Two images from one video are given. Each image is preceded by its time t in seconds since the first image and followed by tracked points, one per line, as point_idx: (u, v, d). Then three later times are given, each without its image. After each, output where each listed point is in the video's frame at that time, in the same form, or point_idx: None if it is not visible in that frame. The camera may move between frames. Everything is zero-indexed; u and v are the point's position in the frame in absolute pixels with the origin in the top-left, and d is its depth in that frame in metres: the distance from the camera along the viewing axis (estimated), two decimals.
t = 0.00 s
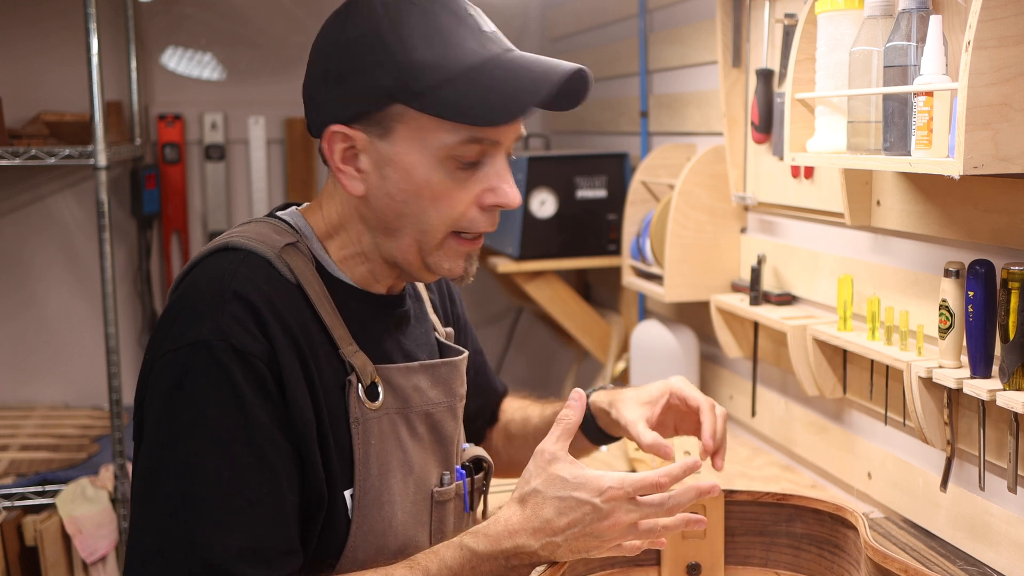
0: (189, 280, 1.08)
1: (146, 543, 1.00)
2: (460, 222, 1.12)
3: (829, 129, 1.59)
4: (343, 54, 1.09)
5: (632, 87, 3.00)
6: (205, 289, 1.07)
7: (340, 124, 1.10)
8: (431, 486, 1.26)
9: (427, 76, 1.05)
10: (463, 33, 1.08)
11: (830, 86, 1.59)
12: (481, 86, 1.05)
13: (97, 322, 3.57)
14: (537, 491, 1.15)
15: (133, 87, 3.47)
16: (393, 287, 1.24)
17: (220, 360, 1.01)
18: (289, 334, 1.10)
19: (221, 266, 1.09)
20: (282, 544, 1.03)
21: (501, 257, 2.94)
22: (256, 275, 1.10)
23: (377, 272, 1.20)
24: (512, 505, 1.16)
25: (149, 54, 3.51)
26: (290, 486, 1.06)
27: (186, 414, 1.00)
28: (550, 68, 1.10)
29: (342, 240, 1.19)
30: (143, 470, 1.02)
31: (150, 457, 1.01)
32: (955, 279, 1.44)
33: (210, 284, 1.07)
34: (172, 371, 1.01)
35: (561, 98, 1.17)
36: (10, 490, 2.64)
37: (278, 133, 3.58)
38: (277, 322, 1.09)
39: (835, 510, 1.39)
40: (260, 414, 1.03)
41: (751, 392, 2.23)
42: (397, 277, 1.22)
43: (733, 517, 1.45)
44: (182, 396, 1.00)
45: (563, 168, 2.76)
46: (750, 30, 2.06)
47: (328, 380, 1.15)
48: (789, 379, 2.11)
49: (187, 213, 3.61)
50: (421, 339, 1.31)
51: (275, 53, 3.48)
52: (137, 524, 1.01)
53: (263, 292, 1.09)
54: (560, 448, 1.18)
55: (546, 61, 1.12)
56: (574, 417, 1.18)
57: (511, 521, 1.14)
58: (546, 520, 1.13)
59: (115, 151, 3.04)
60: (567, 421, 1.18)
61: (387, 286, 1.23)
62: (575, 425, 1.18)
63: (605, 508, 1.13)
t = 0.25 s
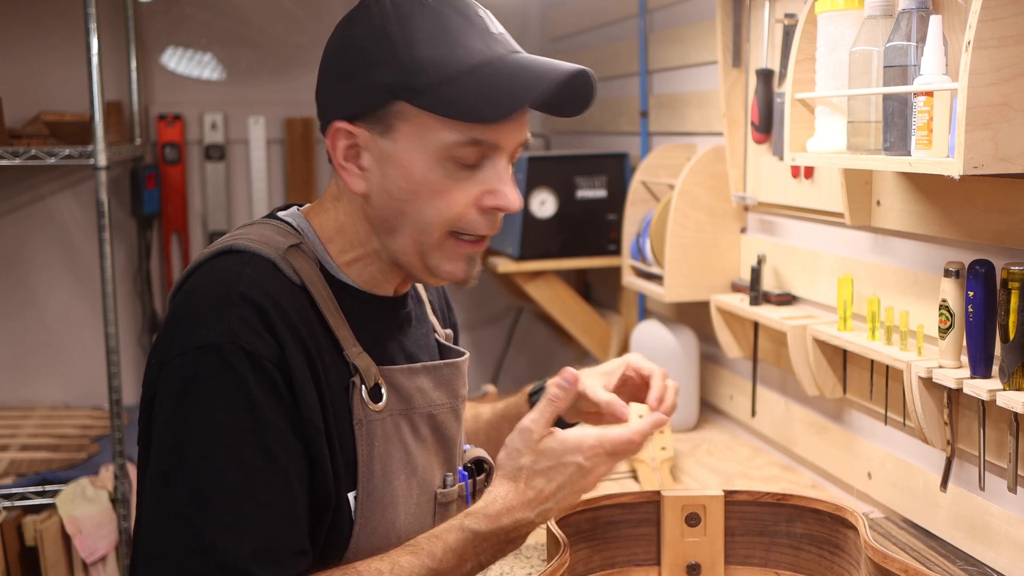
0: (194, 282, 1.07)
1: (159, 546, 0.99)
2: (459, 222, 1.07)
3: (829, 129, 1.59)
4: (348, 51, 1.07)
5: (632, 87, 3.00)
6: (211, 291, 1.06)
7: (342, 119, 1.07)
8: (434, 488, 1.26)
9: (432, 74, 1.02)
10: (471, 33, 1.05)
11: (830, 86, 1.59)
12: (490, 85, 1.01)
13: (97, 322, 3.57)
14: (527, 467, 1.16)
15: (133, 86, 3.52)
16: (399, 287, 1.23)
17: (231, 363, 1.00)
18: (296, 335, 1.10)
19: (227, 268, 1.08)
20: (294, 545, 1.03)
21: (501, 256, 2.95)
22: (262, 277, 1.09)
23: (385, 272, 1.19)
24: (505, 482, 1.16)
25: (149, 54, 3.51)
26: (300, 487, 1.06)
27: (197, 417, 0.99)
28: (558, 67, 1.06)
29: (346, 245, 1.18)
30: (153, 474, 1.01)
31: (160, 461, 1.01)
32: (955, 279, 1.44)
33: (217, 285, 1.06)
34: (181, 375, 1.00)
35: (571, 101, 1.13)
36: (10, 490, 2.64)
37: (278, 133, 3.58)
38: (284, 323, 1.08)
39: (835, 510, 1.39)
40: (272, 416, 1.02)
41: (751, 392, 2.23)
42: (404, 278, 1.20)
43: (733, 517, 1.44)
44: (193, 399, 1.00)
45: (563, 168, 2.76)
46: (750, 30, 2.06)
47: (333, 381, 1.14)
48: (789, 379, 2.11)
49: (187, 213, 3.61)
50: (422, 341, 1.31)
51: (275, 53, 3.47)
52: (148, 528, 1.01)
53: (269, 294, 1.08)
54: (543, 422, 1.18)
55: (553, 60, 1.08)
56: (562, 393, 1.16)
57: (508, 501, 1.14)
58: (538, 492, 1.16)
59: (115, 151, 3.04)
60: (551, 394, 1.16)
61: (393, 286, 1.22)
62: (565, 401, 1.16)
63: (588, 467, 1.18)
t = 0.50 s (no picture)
0: (191, 284, 1.08)
1: (153, 548, 0.99)
2: (385, 198, 1.13)
3: (829, 129, 1.59)
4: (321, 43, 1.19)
5: (632, 87, 3.00)
6: (207, 293, 1.06)
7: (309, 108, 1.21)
8: (435, 488, 1.26)
9: (351, 44, 1.11)
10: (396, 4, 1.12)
11: (830, 86, 1.59)
12: (390, 49, 1.08)
13: (97, 322, 3.57)
14: (553, 519, 1.15)
15: (133, 87, 3.47)
16: (393, 288, 1.26)
17: (225, 364, 1.01)
18: (291, 337, 1.10)
19: (223, 271, 1.08)
20: (289, 546, 1.03)
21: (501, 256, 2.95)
22: (259, 279, 1.10)
23: (370, 269, 1.22)
24: (519, 518, 1.17)
25: (149, 54, 3.51)
26: (295, 489, 1.06)
27: (191, 418, 0.99)
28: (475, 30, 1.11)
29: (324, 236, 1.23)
30: (147, 475, 1.01)
31: (155, 462, 1.01)
32: (955, 279, 1.44)
33: (213, 287, 1.06)
34: (175, 376, 1.01)
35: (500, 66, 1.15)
36: (10, 490, 2.64)
37: (278, 133, 3.60)
38: (280, 325, 1.09)
39: (834, 510, 1.39)
40: (266, 417, 1.03)
41: (752, 391, 2.23)
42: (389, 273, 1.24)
43: (733, 517, 1.44)
44: (188, 400, 1.00)
45: (563, 168, 2.76)
46: (750, 30, 2.06)
47: (330, 382, 1.15)
48: (789, 379, 2.12)
49: (187, 213, 3.62)
50: (423, 341, 1.32)
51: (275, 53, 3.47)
52: (142, 529, 1.00)
53: (265, 296, 1.09)
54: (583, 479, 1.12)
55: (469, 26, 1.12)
56: (615, 474, 1.08)
57: (521, 540, 1.15)
58: (555, 541, 1.16)
59: (115, 151, 3.04)
60: (605, 468, 1.08)
61: (386, 286, 1.25)
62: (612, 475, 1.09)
63: (616, 535, 1.16)
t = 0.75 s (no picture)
0: (183, 285, 1.07)
1: (147, 549, 0.99)
2: (385, 198, 1.13)
3: (829, 129, 1.59)
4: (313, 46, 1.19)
5: (632, 87, 3.00)
6: (201, 294, 1.06)
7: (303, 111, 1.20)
8: (430, 486, 1.26)
9: (345, 45, 1.11)
10: (389, 4, 1.12)
11: (830, 86, 1.59)
12: (387, 49, 1.08)
13: (97, 322, 3.57)
14: (552, 521, 1.14)
15: (133, 88, 3.45)
16: (386, 287, 1.26)
17: (218, 365, 1.00)
18: (285, 338, 1.10)
19: (217, 272, 1.08)
20: (283, 546, 1.03)
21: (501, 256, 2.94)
22: (251, 280, 1.10)
23: (365, 271, 1.22)
24: (518, 518, 1.17)
25: (149, 54, 3.51)
26: (289, 489, 1.06)
27: (185, 419, 0.99)
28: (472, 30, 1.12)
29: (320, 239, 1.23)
30: (141, 476, 1.01)
31: (148, 463, 1.00)
32: (955, 279, 1.44)
33: (206, 288, 1.06)
34: (168, 378, 1.00)
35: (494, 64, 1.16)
36: (10, 490, 2.64)
37: (278, 133, 3.60)
38: (274, 326, 1.09)
39: (834, 509, 1.39)
40: (259, 418, 1.03)
41: (752, 392, 2.23)
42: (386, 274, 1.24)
43: (733, 517, 1.44)
44: (181, 402, 1.00)
45: (563, 168, 2.76)
46: (750, 30, 2.06)
47: (324, 382, 1.15)
48: (789, 379, 2.11)
49: (187, 213, 3.62)
50: (416, 340, 1.33)
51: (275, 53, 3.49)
52: (136, 530, 1.00)
53: (258, 296, 1.09)
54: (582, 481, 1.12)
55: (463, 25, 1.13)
56: (615, 477, 1.07)
57: (520, 542, 1.15)
58: (554, 543, 1.16)
59: (115, 151, 3.04)
60: (604, 470, 1.07)
61: (379, 286, 1.25)
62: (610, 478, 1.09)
63: (616, 537, 1.15)
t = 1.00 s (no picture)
0: (188, 285, 1.07)
1: (149, 548, 0.99)
2: (388, 201, 1.13)
3: (829, 129, 1.59)
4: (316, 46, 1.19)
5: (632, 87, 3.00)
6: (204, 294, 1.06)
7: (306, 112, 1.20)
8: (433, 486, 1.26)
9: (348, 48, 1.11)
10: (393, 7, 1.12)
11: (830, 86, 1.59)
12: (391, 52, 1.08)
13: (97, 322, 3.57)
14: (552, 520, 1.15)
15: (133, 87, 3.46)
16: (390, 288, 1.26)
17: (222, 366, 1.00)
18: (289, 338, 1.10)
19: (220, 272, 1.08)
20: (285, 546, 1.03)
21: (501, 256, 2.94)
22: (255, 280, 1.10)
23: (369, 271, 1.23)
24: (519, 518, 1.17)
25: (149, 54, 3.51)
26: (292, 489, 1.06)
27: (188, 419, 0.99)
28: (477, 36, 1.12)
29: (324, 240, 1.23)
30: (144, 475, 1.01)
31: (152, 462, 1.01)
32: (955, 279, 1.44)
33: (210, 288, 1.06)
34: (172, 378, 1.00)
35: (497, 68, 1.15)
36: (10, 490, 2.64)
37: (278, 133, 3.61)
38: (277, 326, 1.08)
39: (834, 509, 1.39)
40: (263, 418, 1.03)
41: (751, 392, 2.24)
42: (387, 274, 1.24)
43: (733, 517, 1.44)
44: (185, 401, 1.00)
45: (563, 168, 2.76)
46: (750, 30, 2.06)
47: (328, 382, 1.15)
48: (789, 379, 2.11)
49: (187, 213, 3.62)
50: (419, 341, 1.32)
51: (275, 53, 3.48)
52: (139, 529, 1.00)
53: (262, 297, 1.08)
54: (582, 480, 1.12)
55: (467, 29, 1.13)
56: (615, 476, 1.07)
57: (520, 541, 1.15)
58: (554, 542, 1.16)
59: (115, 151, 3.04)
60: (605, 467, 1.08)
61: (383, 287, 1.25)
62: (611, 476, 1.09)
63: (616, 536, 1.16)
